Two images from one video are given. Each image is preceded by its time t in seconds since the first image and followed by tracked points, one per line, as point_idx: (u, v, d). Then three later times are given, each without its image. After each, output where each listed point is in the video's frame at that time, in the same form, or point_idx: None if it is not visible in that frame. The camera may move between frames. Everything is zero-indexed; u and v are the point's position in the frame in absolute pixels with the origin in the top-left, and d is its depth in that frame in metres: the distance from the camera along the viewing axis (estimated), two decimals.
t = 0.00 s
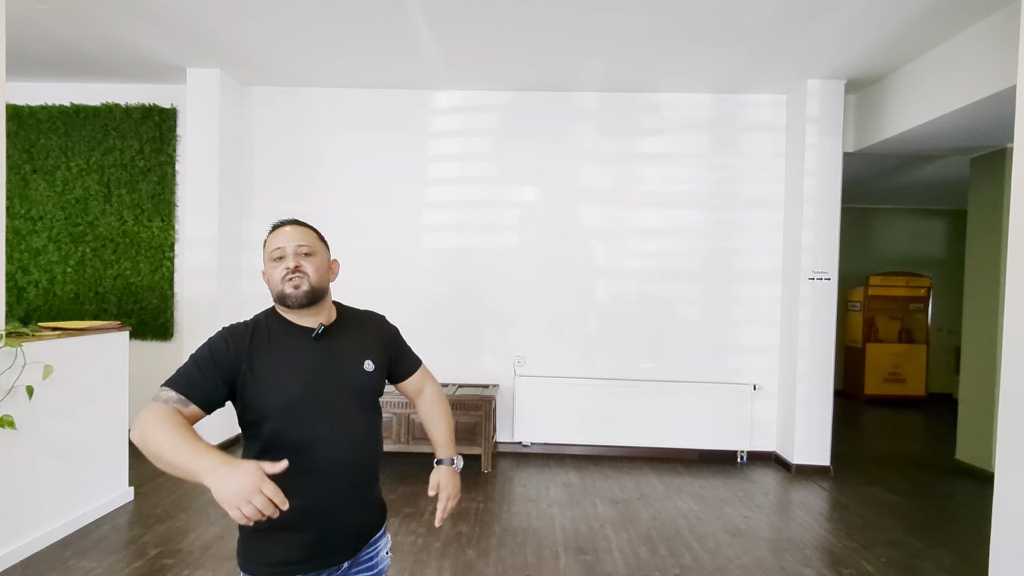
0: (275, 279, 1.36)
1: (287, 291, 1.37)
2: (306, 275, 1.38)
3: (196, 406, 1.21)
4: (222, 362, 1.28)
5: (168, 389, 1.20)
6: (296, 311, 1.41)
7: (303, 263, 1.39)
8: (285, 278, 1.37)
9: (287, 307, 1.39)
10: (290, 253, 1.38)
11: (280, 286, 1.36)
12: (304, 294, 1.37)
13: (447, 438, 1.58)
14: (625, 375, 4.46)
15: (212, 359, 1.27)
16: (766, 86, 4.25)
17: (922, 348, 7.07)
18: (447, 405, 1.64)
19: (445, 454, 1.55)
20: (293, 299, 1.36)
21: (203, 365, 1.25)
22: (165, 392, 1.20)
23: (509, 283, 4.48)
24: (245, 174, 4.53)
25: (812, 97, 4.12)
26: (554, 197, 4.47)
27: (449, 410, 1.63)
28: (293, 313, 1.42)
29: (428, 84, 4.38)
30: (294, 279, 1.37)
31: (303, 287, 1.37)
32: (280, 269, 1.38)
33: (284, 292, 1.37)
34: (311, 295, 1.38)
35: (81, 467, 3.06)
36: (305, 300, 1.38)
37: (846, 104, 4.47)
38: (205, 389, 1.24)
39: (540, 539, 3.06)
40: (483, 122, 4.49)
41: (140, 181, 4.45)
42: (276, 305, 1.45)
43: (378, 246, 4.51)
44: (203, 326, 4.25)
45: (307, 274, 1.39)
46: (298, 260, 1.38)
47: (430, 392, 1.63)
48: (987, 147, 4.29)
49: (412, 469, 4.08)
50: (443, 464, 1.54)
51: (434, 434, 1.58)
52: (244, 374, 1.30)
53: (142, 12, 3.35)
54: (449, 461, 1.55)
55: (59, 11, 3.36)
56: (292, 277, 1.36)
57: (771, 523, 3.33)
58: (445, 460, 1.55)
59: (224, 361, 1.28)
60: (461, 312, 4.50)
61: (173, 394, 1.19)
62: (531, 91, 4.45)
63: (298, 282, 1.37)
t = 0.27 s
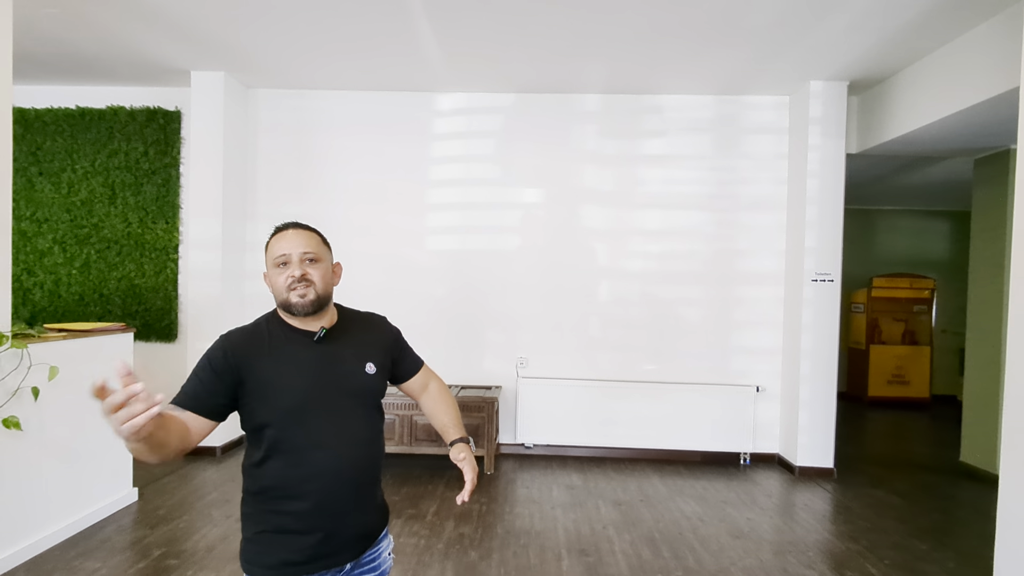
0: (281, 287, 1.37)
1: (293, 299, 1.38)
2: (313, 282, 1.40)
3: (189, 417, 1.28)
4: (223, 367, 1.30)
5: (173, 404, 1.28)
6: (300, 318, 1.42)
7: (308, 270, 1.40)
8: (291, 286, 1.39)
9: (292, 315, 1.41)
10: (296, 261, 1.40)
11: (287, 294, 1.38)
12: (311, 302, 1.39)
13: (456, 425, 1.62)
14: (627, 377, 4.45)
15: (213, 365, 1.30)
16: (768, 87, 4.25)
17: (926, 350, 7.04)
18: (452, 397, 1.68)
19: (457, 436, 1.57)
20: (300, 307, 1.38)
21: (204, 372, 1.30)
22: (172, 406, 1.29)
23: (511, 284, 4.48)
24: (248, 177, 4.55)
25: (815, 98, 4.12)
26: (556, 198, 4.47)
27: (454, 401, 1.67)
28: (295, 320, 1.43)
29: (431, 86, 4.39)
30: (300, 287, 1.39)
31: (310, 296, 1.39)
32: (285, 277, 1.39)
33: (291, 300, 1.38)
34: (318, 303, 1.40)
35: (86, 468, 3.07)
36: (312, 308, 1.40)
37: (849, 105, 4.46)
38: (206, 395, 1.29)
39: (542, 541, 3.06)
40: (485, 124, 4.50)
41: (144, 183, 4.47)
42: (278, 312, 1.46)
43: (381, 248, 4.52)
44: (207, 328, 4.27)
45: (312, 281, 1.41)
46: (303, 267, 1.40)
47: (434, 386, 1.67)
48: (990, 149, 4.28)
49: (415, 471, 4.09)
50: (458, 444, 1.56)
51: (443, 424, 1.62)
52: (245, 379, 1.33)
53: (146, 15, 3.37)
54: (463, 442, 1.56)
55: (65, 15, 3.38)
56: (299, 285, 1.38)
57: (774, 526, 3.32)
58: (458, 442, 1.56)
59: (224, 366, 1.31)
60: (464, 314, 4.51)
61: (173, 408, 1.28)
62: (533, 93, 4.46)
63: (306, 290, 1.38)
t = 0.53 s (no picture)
0: (284, 288, 1.36)
1: (296, 300, 1.37)
2: (315, 284, 1.39)
3: (206, 430, 1.28)
4: (228, 369, 1.30)
5: (186, 413, 1.28)
6: (303, 319, 1.41)
7: (311, 271, 1.39)
8: (293, 287, 1.37)
9: (295, 315, 1.40)
10: (299, 261, 1.39)
11: (291, 294, 1.36)
12: (314, 303, 1.38)
13: (435, 461, 1.62)
14: (629, 378, 4.45)
15: (218, 365, 1.29)
16: (771, 88, 4.24)
17: (929, 350, 7.01)
18: (434, 429, 1.68)
19: (431, 475, 1.58)
20: (303, 308, 1.37)
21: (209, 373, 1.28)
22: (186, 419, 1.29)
23: (513, 285, 4.48)
24: (251, 177, 4.56)
25: (817, 98, 4.11)
26: (558, 199, 4.47)
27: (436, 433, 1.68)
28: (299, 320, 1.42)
29: (433, 87, 4.40)
30: (303, 288, 1.37)
31: (313, 297, 1.38)
32: (289, 277, 1.38)
33: (293, 301, 1.37)
34: (321, 305, 1.39)
35: (89, 468, 3.08)
36: (315, 310, 1.38)
37: (852, 105, 4.45)
38: (211, 395, 1.28)
39: (544, 541, 3.05)
40: (487, 124, 4.50)
41: (147, 184, 4.49)
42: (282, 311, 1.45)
43: (383, 248, 4.53)
44: (209, 328, 4.27)
45: (316, 282, 1.40)
46: (307, 268, 1.39)
47: (422, 410, 1.66)
48: (994, 149, 4.27)
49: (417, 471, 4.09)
50: (429, 486, 1.57)
51: (421, 457, 1.62)
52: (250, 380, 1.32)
53: (149, 17, 3.38)
54: (435, 482, 1.57)
55: (69, 16, 3.39)
56: (302, 286, 1.37)
57: (777, 527, 3.31)
58: (430, 481, 1.58)
59: (229, 368, 1.30)
60: (466, 314, 4.51)
61: (189, 420, 1.29)
62: (535, 93, 4.46)
63: (309, 291, 1.37)
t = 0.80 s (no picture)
0: (294, 288, 1.36)
1: (306, 299, 1.37)
2: (325, 283, 1.39)
3: (226, 431, 1.29)
4: (233, 368, 1.30)
5: (199, 415, 1.28)
6: (311, 318, 1.41)
7: (320, 271, 1.40)
8: (302, 287, 1.37)
9: (304, 315, 1.39)
10: (308, 261, 1.39)
11: (300, 294, 1.36)
12: (323, 303, 1.38)
13: (429, 464, 1.62)
14: (630, 378, 4.45)
15: (224, 364, 1.30)
16: (772, 87, 4.24)
17: (931, 351, 7.00)
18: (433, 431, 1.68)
19: (425, 479, 1.59)
20: (312, 308, 1.37)
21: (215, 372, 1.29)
22: (201, 421, 1.29)
23: (514, 285, 4.48)
24: (252, 177, 4.56)
25: (819, 98, 4.10)
26: (559, 198, 4.47)
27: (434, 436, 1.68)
28: (308, 320, 1.42)
29: (434, 87, 4.40)
30: (312, 288, 1.38)
31: (322, 296, 1.38)
32: (298, 277, 1.38)
33: (303, 301, 1.37)
34: (329, 304, 1.39)
35: (90, 467, 3.09)
36: (323, 309, 1.39)
37: (854, 105, 4.45)
38: (216, 393, 1.28)
39: (545, 541, 3.06)
40: (488, 124, 4.50)
41: (148, 184, 4.49)
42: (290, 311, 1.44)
43: (384, 248, 4.53)
44: (210, 328, 4.28)
45: (325, 282, 1.40)
46: (316, 268, 1.39)
47: (421, 412, 1.66)
48: (996, 149, 4.26)
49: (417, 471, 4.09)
50: (422, 490, 1.58)
51: (417, 459, 1.62)
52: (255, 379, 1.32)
53: (150, 16, 3.38)
54: (427, 487, 1.58)
55: (70, 16, 3.40)
56: (312, 286, 1.37)
57: (778, 527, 3.31)
58: (423, 485, 1.59)
59: (234, 367, 1.30)
60: (467, 314, 4.51)
61: (206, 423, 1.29)
62: (536, 93, 4.46)
63: (318, 291, 1.37)
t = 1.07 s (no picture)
0: (346, 276, 1.41)
1: (357, 287, 1.43)
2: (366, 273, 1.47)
3: (231, 420, 1.27)
4: (238, 358, 1.29)
5: (203, 404, 1.26)
6: (342, 307, 1.44)
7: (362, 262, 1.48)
8: (354, 275, 1.43)
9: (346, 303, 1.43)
10: (355, 252, 1.46)
11: (355, 282, 1.42)
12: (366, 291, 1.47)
13: (471, 411, 1.61)
14: (631, 376, 4.45)
15: (231, 353, 1.29)
16: (773, 86, 4.23)
17: (931, 350, 7.00)
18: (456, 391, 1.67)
19: (475, 423, 1.57)
20: (363, 295, 1.44)
21: (222, 362, 1.28)
22: (204, 410, 1.27)
23: (515, 283, 4.48)
24: (252, 175, 4.56)
25: (820, 97, 4.10)
26: (560, 197, 4.47)
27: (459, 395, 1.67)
28: (336, 310, 1.44)
29: (435, 85, 4.39)
30: (362, 276, 1.45)
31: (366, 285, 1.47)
32: (351, 267, 1.43)
33: (354, 287, 1.43)
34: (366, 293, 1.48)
35: (90, 464, 3.09)
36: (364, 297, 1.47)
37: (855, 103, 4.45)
38: (220, 382, 1.27)
39: (545, 539, 3.06)
40: (488, 122, 4.50)
41: (149, 182, 4.49)
42: (315, 302, 1.41)
43: (384, 246, 4.53)
44: (211, 326, 4.28)
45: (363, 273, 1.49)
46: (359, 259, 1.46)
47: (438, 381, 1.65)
48: (997, 147, 4.26)
49: (418, 469, 4.09)
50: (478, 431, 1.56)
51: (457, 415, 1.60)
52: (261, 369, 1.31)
53: (151, 14, 3.38)
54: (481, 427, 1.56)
55: (71, 13, 3.39)
56: (363, 274, 1.45)
57: (778, 525, 3.31)
58: (476, 427, 1.56)
59: (241, 356, 1.29)
60: (467, 312, 4.50)
61: (211, 412, 1.26)
62: (537, 92, 4.46)
63: (367, 280, 1.46)
